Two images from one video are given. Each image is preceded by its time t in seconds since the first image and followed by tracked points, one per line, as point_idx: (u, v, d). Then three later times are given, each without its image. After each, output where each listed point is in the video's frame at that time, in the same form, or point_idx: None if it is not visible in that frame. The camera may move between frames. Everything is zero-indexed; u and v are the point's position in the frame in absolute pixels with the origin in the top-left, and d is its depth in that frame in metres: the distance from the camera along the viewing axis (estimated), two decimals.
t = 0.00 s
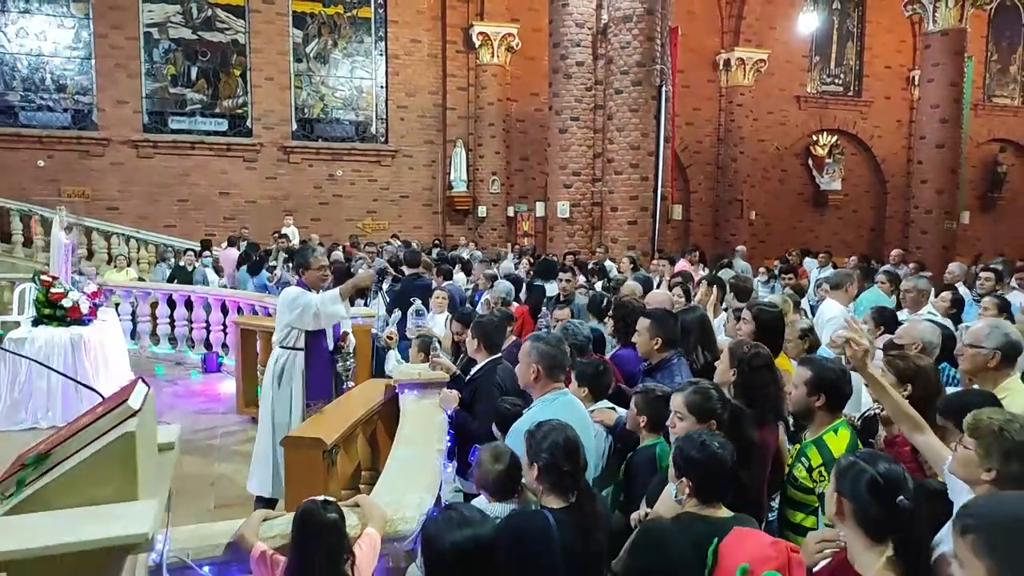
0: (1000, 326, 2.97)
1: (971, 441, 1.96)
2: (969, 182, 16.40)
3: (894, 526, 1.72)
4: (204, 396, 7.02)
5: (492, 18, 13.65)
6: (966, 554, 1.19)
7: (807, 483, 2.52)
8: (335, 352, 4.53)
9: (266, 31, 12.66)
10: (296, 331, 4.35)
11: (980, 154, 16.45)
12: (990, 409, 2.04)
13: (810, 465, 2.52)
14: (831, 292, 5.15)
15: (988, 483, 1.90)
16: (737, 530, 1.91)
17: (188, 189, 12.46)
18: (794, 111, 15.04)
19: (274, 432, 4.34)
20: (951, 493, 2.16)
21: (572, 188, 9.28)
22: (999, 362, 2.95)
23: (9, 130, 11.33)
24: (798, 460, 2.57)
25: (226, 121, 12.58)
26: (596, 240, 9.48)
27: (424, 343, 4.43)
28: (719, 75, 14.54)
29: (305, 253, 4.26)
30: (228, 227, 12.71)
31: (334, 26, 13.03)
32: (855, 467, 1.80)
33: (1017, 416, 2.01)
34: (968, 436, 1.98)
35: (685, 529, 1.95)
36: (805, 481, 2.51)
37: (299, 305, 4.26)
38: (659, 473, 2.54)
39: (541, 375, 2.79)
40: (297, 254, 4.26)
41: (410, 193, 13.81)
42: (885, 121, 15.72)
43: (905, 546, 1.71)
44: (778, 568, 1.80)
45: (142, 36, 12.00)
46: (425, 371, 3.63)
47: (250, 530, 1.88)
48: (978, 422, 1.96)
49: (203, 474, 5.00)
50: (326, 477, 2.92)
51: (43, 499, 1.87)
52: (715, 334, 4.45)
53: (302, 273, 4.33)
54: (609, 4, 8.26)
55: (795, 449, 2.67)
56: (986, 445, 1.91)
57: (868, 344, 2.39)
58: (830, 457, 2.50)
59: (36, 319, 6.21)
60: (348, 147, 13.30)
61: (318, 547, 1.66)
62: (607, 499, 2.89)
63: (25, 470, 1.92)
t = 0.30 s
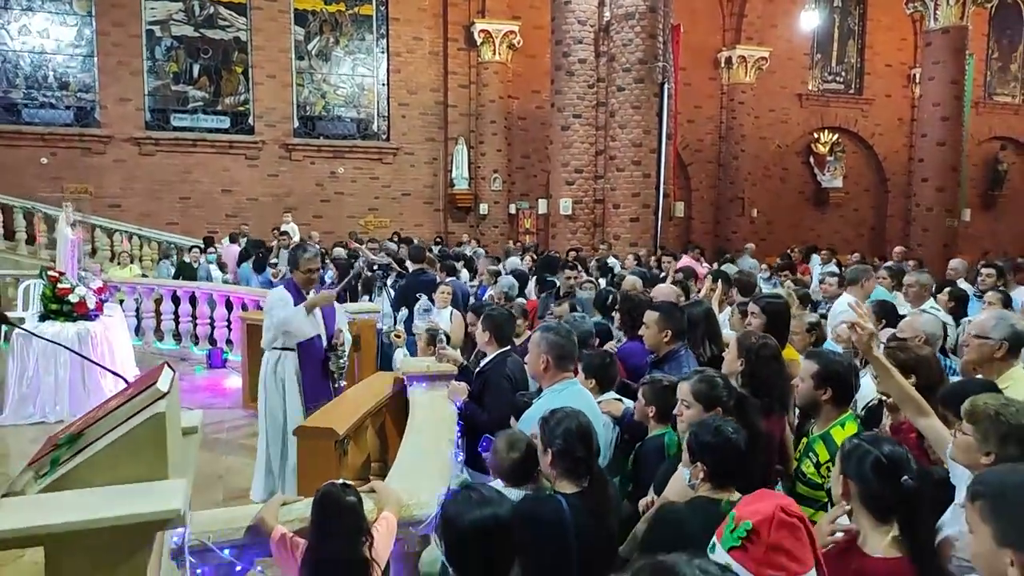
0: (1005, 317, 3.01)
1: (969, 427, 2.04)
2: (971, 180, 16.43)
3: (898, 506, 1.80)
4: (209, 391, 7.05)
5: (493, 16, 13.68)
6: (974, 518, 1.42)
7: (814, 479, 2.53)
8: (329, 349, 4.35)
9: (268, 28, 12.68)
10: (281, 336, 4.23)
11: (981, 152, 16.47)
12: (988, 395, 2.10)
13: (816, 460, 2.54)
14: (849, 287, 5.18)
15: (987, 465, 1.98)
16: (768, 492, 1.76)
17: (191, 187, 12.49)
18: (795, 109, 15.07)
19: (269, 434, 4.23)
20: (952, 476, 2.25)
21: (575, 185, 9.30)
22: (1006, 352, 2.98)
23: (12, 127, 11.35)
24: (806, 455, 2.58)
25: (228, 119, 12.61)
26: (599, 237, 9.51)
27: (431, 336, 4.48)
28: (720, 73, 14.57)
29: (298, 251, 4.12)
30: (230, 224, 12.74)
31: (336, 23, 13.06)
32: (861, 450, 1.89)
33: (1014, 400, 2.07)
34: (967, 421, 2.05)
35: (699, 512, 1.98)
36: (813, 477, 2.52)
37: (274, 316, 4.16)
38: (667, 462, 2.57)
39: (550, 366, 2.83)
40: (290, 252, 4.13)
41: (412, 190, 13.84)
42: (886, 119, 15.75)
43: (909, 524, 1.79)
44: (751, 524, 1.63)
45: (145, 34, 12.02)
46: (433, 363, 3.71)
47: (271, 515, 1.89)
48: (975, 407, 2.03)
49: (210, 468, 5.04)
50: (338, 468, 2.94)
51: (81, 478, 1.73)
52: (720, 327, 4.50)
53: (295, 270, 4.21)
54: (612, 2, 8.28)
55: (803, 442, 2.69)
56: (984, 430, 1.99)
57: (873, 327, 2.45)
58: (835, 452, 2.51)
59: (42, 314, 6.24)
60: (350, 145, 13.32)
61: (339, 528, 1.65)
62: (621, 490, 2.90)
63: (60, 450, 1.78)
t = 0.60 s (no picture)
0: (1005, 314, 3.01)
1: (972, 423, 2.04)
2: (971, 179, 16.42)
3: (896, 500, 1.81)
4: (211, 391, 7.06)
5: (494, 15, 13.69)
6: (976, 511, 1.42)
7: (816, 476, 2.52)
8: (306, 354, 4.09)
9: (270, 28, 12.69)
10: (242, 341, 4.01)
11: (983, 151, 16.46)
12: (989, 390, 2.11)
13: (817, 456, 2.56)
14: (857, 285, 5.18)
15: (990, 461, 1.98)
16: (782, 467, 1.80)
17: (192, 186, 12.51)
18: (795, 108, 15.06)
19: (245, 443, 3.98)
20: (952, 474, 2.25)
21: (576, 184, 9.30)
22: (1006, 349, 2.99)
23: (14, 127, 11.38)
24: (807, 452, 2.59)
25: (230, 118, 12.63)
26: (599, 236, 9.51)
27: (433, 335, 4.50)
28: (721, 72, 14.57)
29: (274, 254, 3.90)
30: (231, 224, 12.75)
31: (337, 23, 13.07)
32: (860, 445, 1.90)
33: (1015, 395, 2.08)
34: (970, 417, 2.05)
35: (702, 508, 2.00)
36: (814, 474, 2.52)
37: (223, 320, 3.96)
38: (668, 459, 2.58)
39: (551, 363, 2.84)
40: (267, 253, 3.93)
41: (413, 189, 13.84)
42: (887, 118, 15.75)
43: (907, 519, 1.79)
44: (754, 494, 1.69)
45: (146, 33, 12.04)
46: (434, 362, 3.72)
47: (272, 512, 1.91)
48: (977, 403, 2.04)
49: (212, 466, 5.05)
50: (338, 466, 2.95)
51: (85, 472, 1.74)
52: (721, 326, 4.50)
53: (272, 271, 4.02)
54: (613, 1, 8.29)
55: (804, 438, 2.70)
56: (987, 425, 2.00)
57: (875, 324, 2.44)
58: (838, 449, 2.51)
59: (45, 314, 6.25)
60: (351, 144, 13.34)
61: (340, 525, 1.65)
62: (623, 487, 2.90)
63: (62, 446, 1.81)
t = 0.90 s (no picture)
0: (995, 314, 3.06)
1: (955, 422, 2.09)
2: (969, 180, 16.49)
3: (882, 496, 1.87)
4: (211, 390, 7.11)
5: (493, 17, 13.74)
6: (955, 508, 1.44)
7: (809, 469, 2.53)
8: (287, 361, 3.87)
9: (270, 30, 12.74)
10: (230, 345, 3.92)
11: (980, 153, 16.53)
12: (972, 389, 2.16)
13: (811, 452, 2.56)
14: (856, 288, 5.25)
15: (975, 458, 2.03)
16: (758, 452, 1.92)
17: (192, 187, 12.55)
18: (793, 110, 15.13)
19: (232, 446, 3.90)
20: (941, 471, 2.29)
21: (575, 186, 9.33)
22: (995, 349, 3.04)
23: (14, 129, 11.42)
24: (800, 446, 2.60)
25: (230, 120, 12.68)
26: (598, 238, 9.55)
27: (433, 336, 4.57)
28: (720, 74, 14.62)
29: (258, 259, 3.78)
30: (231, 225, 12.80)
31: (337, 25, 13.12)
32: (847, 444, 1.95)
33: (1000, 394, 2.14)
34: (953, 417, 2.10)
35: (695, 504, 2.05)
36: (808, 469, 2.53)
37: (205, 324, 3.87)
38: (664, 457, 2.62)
39: (548, 362, 2.89)
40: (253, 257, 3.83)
41: (412, 191, 13.90)
42: (885, 120, 15.82)
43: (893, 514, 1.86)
44: (755, 478, 1.78)
45: (146, 35, 12.08)
46: (434, 363, 3.78)
47: (275, 509, 1.95)
48: (960, 403, 2.09)
49: (213, 464, 5.10)
50: (339, 464, 2.99)
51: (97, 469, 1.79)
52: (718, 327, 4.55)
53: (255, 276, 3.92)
54: (611, 3, 8.34)
55: (795, 434, 2.74)
56: (969, 422, 2.05)
57: (870, 320, 2.50)
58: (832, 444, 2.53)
59: (47, 314, 6.31)
60: (351, 146, 13.38)
61: (342, 521, 1.69)
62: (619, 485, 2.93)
63: (73, 443, 1.83)
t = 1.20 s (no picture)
0: (986, 309, 3.14)
1: (953, 414, 2.17)
2: (969, 180, 16.55)
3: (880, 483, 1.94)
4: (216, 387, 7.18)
5: (495, 17, 13.81)
6: (941, 488, 1.51)
7: (805, 458, 2.57)
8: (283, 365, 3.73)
9: (272, 30, 12.82)
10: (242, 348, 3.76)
11: (980, 152, 16.59)
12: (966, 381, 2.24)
13: (808, 441, 2.59)
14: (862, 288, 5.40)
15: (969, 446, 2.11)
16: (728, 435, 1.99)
17: (195, 187, 12.63)
18: (794, 110, 15.20)
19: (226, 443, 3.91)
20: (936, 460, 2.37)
21: (576, 185, 9.40)
22: (985, 342, 3.13)
23: (19, 129, 11.50)
24: (797, 437, 2.63)
25: (233, 120, 12.76)
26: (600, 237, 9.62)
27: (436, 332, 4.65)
28: (720, 74, 14.69)
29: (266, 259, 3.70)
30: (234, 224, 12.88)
31: (339, 25, 13.19)
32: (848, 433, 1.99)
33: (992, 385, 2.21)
34: (950, 408, 2.18)
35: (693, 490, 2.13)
36: (804, 458, 2.56)
37: (218, 326, 3.68)
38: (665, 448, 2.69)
39: (551, 356, 2.97)
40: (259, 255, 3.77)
41: (414, 190, 13.98)
42: (885, 119, 15.88)
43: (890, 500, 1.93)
44: (757, 460, 1.85)
45: (150, 36, 12.16)
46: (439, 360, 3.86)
47: (288, 494, 2.02)
48: (956, 394, 2.17)
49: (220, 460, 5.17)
50: (348, 455, 3.06)
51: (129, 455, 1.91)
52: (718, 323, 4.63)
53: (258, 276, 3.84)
54: (612, 4, 8.40)
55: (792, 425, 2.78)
56: (966, 413, 2.13)
57: (868, 311, 2.59)
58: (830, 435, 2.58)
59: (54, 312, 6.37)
60: (353, 145, 13.46)
61: (356, 506, 1.76)
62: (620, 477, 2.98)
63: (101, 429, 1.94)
